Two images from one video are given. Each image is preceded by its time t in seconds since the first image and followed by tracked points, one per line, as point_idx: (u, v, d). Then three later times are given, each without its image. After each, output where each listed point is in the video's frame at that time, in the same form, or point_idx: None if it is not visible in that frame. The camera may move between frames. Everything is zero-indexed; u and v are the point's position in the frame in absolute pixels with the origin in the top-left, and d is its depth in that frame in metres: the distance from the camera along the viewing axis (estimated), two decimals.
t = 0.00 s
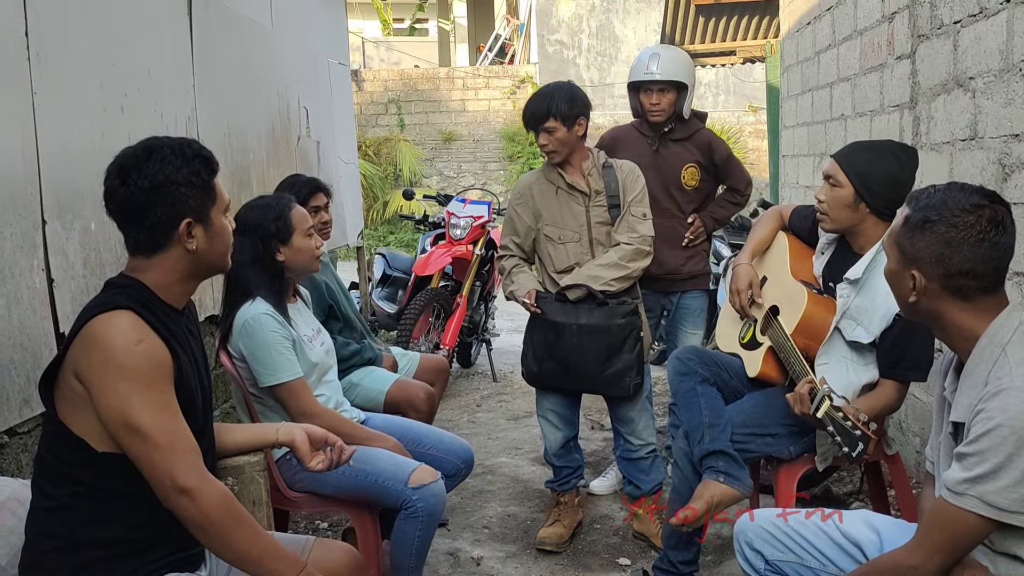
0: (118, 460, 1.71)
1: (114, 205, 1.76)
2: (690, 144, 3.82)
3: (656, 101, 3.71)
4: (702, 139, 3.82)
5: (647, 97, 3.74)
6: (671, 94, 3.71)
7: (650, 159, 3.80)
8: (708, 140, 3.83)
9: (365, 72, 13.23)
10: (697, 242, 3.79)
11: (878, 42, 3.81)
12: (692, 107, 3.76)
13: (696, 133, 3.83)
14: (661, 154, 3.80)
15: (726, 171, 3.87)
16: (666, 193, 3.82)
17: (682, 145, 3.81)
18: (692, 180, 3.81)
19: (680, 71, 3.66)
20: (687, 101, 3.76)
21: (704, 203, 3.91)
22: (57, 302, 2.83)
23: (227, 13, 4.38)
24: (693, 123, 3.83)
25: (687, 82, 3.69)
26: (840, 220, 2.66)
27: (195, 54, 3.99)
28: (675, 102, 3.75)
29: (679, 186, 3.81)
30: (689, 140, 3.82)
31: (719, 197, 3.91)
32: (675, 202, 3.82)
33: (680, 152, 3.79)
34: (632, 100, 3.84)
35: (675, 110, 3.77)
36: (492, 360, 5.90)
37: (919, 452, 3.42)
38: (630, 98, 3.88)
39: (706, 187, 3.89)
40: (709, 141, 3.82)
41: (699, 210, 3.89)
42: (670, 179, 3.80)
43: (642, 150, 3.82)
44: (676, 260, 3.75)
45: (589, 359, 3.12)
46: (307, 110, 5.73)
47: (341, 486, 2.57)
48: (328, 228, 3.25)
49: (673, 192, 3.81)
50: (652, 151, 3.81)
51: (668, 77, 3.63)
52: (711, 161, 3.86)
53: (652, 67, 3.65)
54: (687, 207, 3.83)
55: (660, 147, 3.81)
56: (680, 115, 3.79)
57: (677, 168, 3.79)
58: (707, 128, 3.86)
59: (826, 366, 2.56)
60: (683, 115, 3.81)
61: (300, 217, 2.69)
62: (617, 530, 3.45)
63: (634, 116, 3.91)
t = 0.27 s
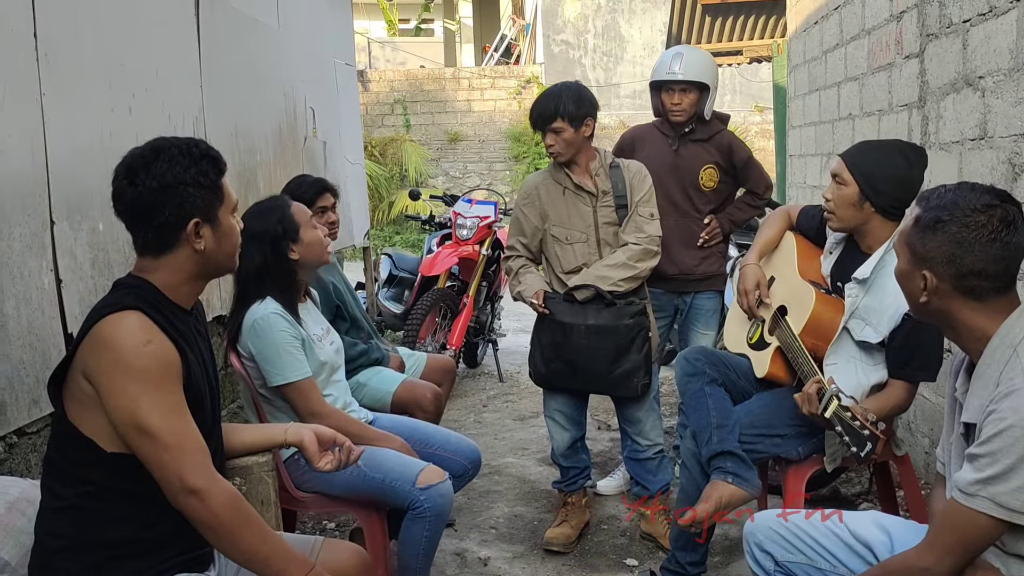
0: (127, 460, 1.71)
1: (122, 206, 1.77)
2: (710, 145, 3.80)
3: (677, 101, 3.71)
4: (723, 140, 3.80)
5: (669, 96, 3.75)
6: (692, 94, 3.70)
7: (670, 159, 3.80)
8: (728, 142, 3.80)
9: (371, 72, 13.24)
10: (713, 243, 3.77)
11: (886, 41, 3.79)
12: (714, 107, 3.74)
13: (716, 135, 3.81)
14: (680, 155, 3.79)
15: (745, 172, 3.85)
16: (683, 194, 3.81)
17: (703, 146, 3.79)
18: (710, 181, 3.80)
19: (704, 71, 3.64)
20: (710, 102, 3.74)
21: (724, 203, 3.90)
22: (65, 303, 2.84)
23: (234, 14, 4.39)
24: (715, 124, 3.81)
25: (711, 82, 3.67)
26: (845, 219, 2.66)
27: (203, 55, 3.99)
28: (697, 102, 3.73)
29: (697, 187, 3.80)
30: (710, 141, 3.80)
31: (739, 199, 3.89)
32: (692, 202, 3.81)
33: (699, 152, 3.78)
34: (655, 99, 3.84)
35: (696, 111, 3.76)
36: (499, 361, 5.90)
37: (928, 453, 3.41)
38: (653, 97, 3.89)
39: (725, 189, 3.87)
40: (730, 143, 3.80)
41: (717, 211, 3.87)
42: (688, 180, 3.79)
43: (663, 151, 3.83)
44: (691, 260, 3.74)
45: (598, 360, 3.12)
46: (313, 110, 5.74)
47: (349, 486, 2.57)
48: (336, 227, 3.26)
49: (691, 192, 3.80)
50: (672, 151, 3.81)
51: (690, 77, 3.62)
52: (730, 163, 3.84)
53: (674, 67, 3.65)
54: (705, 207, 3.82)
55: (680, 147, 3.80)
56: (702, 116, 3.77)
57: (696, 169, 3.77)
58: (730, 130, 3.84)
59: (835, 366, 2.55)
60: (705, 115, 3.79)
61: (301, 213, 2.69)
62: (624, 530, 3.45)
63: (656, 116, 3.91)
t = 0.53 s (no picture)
0: (131, 461, 1.71)
1: (126, 206, 1.76)
2: (718, 145, 3.79)
3: (687, 100, 3.70)
4: (732, 140, 3.79)
5: (678, 95, 3.74)
6: (702, 94, 3.70)
7: (677, 159, 3.80)
8: (737, 142, 3.79)
9: (373, 72, 13.24)
10: (720, 243, 3.76)
11: (889, 41, 3.79)
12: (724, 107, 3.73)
13: (725, 135, 3.80)
14: (688, 154, 3.79)
15: (755, 172, 3.84)
16: (690, 193, 3.80)
17: (711, 146, 3.78)
18: (718, 182, 3.80)
19: (714, 71, 3.64)
20: (720, 103, 3.74)
21: (731, 203, 3.89)
22: (68, 303, 2.84)
23: (236, 14, 4.39)
24: (725, 124, 3.81)
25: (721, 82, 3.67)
26: (845, 219, 2.65)
27: (205, 55, 4.00)
28: (706, 102, 3.73)
29: (705, 188, 3.80)
30: (719, 141, 3.79)
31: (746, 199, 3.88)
32: (699, 201, 3.80)
33: (707, 152, 3.77)
34: (664, 98, 3.86)
35: (705, 110, 3.75)
36: (501, 361, 5.90)
37: (931, 453, 3.40)
38: (662, 97, 3.91)
39: (733, 189, 3.86)
40: (739, 143, 3.79)
41: (725, 211, 3.87)
42: (696, 180, 3.78)
43: (671, 149, 3.82)
44: (697, 260, 3.74)
45: (602, 361, 3.12)
46: (316, 110, 5.74)
47: (352, 486, 2.57)
48: (338, 228, 3.26)
49: (698, 192, 3.80)
50: (680, 150, 3.81)
51: (699, 77, 3.62)
52: (738, 163, 3.83)
53: (684, 67, 3.65)
54: (713, 207, 3.81)
55: (689, 147, 3.80)
56: (711, 116, 3.76)
57: (704, 169, 3.77)
58: (739, 130, 3.83)
59: (839, 367, 2.54)
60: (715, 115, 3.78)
61: (290, 210, 2.66)
62: (628, 531, 3.44)
63: (665, 116, 3.91)
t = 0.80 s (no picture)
0: (132, 461, 1.71)
1: (129, 206, 1.77)
2: (719, 145, 3.79)
3: (687, 100, 3.71)
4: (734, 140, 3.79)
5: (679, 95, 3.75)
6: (703, 94, 3.70)
7: (679, 159, 3.80)
8: (738, 142, 3.79)
9: (373, 72, 13.25)
10: (722, 243, 3.77)
11: (890, 41, 3.79)
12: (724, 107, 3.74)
13: (726, 135, 3.80)
14: (690, 154, 3.79)
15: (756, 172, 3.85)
16: (691, 193, 3.80)
17: (713, 146, 3.78)
18: (720, 182, 3.80)
19: (714, 71, 3.64)
20: (721, 103, 3.75)
21: (733, 203, 3.89)
22: (69, 303, 2.84)
23: (237, 14, 4.39)
24: (726, 124, 3.81)
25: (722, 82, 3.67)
26: (847, 218, 2.65)
27: (206, 54, 4.00)
28: (707, 102, 3.73)
29: (707, 187, 3.80)
30: (721, 141, 3.79)
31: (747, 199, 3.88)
32: (701, 201, 3.81)
33: (709, 152, 3.77)
34: (665, 98, 3.87)
35: (706, 110, 3.76)
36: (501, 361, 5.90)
37: (932, 453, 3.41)
38: (663, 97, 3.91)
39: (734, 189, 3.86)
40: (740, 143, 3.79)
41: (726, 211, 3.87)
42: (698, 179, 3.79)
43: (672, 149, 3.82)
44: (700, 260, 3.74)
45: (602, 361, 3.11)
46: (316, 110, 5.74)
47: (353, 486, 2.57)
48: (339, 228, 3.26)
49: (700, 192, 3.80)
50: (681, 150, 3.81)
51: (700, 77, 3.62)
52: (739, 163, 3.84)
53: (685, 67, 3.65)
54: (715, 207, 3.81)
55: (690, 147, 3.80)
56: (712, 116, 3.77)
57: (705, 168, 3.77)
58: (740, 130, 3.83)
59: (839, 367, 2.55)
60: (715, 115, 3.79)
61: (299, 213, 2.68)
62: (628, 531, 3.45)
63: (666, 116, 3.91)
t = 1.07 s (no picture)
0: (135, 460, 1.72)
1: (131, 205, 1.77)
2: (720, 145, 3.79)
3: (688, 100, 3.71)
4: (734, 140, 3.80)
5: (679, 95, 3.75)
6: (703, 94, 3.71)
7: (679, 159, 3.80)
8: (738, 142, 3.80)
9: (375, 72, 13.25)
10: (723, 244, 3.77)
11: (891, 42, 3.79)
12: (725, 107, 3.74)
13: (727, 135, 3.80)
14: (690, 154, 3.79)
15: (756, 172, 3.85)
16: (692, 193, 3.80)
17: (713, 145, 3.79)
18: (720, 181, 3.80)
19: (714, 71, 3.64)
20: (721, 103, 3.75)
21: (733, 202, 3.89)
22: (71, 302, 2.85)
23: (239, 14, 4.40)
24: (726, 124, 3.81)
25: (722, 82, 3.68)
26: (848, 218, 2.66)
27: (208, 54, 4.00)
28: (707, 102, 3.74)
29: (707, 187, 3.80)
30: (721, 141, 3.80)
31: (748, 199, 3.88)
32: (702, 201, 3.81)
33: (709, 151, 3.78)
34: (665, 99, 3.88)
35: (706, 110, 3.76)
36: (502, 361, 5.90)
37: (932, 454, 3.41)
38: (664, 98, 3.92)
39: (735, 189, 3.86)
40: (741, 143, 3.80)
41: (727, 211, 3.87)
42: (699, 179, 3.79)
43: (672, 149, 3.83)
44: (701, 260, 3.74)
45: (602, 361, 3.13)
46: (317, 110, 5.75)
47: (354, 485, 2.58)
48: (341, 227, 3.26)
49: (701, 192, 3.80)
50: (682, 150, 3.81)
51: (700, 77, 3.63)
52: (740, 163, 3.84)
53: (686, 67, 3.65)
54: (716, 207, 3.81)
55: (690, 147, 3.80)
56: (712, 116, 3.77)
57: (706, 168, 3.77)
58: (740, 130, 3.84)
59: (840, 367, 2.55)
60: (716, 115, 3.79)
61: (310, 215, 2.70)
62: (629, 530, 3.45)
63: (666, 116, 3.92)
